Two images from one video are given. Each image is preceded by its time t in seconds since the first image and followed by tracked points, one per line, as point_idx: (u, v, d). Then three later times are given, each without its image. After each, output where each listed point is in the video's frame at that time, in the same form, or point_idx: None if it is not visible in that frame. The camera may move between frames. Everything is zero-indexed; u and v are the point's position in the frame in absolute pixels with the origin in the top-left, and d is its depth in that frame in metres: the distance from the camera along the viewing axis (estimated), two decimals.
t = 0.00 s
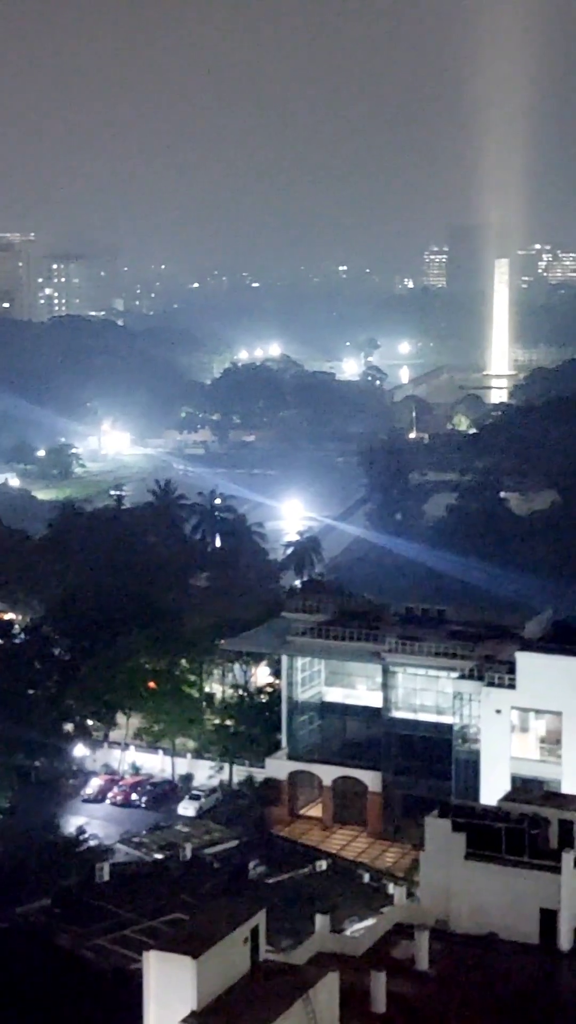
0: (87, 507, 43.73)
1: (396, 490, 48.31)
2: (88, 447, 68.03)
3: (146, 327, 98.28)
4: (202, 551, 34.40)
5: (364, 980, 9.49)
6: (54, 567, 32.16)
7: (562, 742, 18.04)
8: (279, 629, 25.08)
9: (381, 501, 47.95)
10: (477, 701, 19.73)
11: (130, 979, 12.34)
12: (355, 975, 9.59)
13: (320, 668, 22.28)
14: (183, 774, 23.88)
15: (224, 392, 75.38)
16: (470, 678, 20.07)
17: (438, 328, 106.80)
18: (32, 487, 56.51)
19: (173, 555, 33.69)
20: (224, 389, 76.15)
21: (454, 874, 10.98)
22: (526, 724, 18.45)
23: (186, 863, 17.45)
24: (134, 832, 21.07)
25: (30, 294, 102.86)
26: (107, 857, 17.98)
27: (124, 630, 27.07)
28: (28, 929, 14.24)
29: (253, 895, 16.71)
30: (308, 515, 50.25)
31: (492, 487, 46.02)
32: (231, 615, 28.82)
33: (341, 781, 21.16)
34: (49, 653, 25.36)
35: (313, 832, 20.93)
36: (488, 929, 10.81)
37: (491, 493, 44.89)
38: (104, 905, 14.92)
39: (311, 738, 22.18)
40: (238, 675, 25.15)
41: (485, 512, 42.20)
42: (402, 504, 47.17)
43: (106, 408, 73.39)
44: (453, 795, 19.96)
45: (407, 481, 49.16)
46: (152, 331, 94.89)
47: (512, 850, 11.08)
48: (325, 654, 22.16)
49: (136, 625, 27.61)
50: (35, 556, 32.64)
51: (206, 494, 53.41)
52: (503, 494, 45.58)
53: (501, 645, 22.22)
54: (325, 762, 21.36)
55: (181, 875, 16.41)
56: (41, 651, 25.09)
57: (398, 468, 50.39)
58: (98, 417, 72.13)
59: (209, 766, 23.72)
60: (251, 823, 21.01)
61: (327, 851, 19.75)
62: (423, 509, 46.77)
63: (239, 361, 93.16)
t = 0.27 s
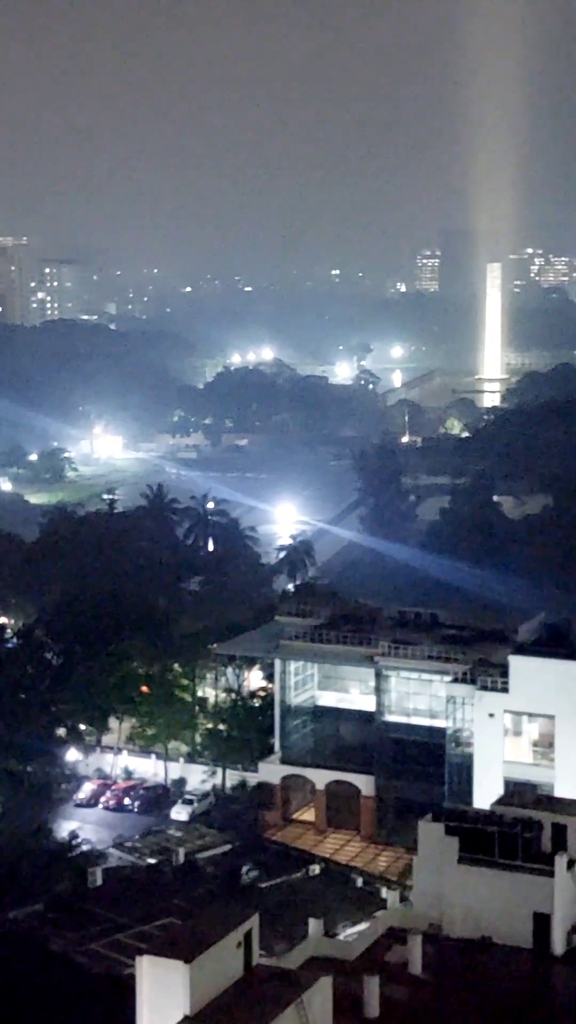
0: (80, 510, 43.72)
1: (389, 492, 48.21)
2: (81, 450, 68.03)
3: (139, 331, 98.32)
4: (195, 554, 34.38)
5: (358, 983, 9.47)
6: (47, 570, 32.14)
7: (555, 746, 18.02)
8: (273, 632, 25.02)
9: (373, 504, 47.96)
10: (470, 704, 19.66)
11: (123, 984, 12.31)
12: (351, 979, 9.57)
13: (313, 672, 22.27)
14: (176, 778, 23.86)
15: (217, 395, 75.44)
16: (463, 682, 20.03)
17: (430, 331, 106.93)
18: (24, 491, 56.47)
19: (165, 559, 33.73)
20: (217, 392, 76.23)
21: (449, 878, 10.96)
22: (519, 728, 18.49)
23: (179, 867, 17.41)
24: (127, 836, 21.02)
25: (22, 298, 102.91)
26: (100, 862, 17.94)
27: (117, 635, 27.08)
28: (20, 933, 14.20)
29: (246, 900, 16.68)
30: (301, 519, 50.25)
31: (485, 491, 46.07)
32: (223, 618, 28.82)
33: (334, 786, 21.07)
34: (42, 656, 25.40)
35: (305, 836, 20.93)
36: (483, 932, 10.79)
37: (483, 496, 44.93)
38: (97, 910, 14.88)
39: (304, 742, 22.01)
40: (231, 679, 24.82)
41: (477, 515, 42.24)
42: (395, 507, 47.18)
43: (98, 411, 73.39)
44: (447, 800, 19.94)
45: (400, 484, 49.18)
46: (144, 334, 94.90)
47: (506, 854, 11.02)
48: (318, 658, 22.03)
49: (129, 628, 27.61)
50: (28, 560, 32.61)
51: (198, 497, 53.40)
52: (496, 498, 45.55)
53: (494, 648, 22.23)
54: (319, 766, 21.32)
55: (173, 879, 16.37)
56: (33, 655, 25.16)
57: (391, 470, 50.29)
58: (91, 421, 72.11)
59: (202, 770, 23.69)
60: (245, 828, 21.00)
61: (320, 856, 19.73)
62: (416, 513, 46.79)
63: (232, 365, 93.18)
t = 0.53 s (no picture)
0: (72, 515, 43.68)
1: (382, 497, 48.19)
2: (74, 455, 67.95)
3: (132, 335, 98.28)
4: (188, 558, 34.30)
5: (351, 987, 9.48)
6: (40, 576, 32.12)
7: (547, 750, 18.04)
8: (266, 636, 24.96)
9: (366, 509, 47.94)
10: (462, 708, 19.75)
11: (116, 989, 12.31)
12: (343, 983, 9.58)
13: (305, 676, 22.30)
14: (168, 783, 23.73)
15: (210, 400, 75.41)
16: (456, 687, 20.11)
17: (423, 336, 106.92)
18: (17, 496, 56.40)
19: (159, 561, 33.63)
20: (210, 396, 76.21)
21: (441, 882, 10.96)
22: (512, 732, 18.52)
23: (172, 872, 17.40)
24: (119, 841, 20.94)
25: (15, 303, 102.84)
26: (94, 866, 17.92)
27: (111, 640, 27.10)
28: (13, 939, 14.19)
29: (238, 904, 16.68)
30: (294, 523, 50.21)
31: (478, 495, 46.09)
32: (216, 622, 28.73)
33: (326, 789, 21.07)
34: (34, 661, 25.54)
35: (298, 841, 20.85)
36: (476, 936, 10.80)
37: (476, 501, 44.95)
38: (89, 914, 14.87)
39: (296, 746, 22.04)
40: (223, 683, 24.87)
41: (470, 520, 42.26)
42: (389, 511, 47.15)
43: (91, 415, 73.30)
44: (440, 803, 19.96)
45: (393, 489, 49.16)
46: (137, 339, 94.84)
47: (498, 858, 11.08)
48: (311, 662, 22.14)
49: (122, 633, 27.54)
50: (21, 565, 32.58)
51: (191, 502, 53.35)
52: (488, 503, 45.58)
53: (486, 651, 22.25)
54: (312, 770, 21.30)
55: (165, 883, 16.37)
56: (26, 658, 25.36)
57: (384, 474, 50.28)
58: (84, 425, 72.02)
59: (195, 775, 23.54)
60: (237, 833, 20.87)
61: (313, 861, 19.69)
62: (409, 516, 46.77)
63: (225, 369, 93.13)
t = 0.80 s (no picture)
0: (64, 519, 43.53)
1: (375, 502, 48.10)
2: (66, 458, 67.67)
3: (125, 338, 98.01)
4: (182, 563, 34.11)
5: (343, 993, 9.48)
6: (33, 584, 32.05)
7: (541, 753, 17.45)
8: (261, 644, 24.92)
9: (360, 513, 47.85)
10: (456, 712, 19.73)
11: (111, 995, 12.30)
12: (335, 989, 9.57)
13: (299, 683, 22.30)
14: (162, 788, 22.79)
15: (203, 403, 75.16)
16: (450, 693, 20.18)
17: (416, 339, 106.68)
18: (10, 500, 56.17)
19: (153, 566, 33.42)
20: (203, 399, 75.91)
21: (434, 888, 10.93)
22: (506, 735, 18.19)
23: (165, 878, 17.38)
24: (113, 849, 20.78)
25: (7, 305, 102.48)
26: (87, 872, 17.90)
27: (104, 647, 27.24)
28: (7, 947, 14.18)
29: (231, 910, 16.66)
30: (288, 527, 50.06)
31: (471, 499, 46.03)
32: (209, 627, 28.60)
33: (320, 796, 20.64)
34: (27, 672, 25.98)
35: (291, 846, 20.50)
36: (469, 941, 10.78)
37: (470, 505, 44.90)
38: (83, 921, 14.85)
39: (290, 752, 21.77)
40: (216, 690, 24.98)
41: (463, 525, 42.21)
42: (383, 517, 47.02)
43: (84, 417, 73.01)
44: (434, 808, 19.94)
45: (387, 492, 49.05)
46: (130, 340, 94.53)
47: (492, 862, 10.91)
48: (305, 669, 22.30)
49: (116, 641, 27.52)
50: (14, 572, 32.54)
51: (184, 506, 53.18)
52: (481, 506, 45.51)
53: (480, 657, 22.28)
54: (305, 775, 21.22)
55: (159, 888, 16.36)
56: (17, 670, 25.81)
57: (378, 478, 50.18)
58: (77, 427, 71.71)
59: (188, 779, 22.75)
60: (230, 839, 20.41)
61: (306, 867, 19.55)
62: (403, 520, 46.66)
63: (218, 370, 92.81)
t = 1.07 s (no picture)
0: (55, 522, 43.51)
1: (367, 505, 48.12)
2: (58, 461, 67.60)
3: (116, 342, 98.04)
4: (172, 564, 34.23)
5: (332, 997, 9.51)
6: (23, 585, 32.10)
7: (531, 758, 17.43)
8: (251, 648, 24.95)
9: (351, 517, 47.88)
10: (446, 717, 19.66)
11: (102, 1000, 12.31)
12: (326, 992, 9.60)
13: (290, 687, 22.39)
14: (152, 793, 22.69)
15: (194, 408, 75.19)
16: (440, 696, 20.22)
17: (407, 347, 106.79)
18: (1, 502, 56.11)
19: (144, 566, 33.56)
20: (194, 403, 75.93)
21: (424, 892, 10.94)
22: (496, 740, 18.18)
23: (156, 882, 17.37)
24: (103, 853, 20.79)
25: None
26: (77, 877, 17.88)
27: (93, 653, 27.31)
28: None
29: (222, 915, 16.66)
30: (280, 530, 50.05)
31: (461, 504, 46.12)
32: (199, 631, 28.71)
33: (311, 799, 20.74)
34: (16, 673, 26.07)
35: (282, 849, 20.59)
36: (459, 944, 10.82)
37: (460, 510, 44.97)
38: (73, 925, 14.85)
39: (280, 755, 21.91)
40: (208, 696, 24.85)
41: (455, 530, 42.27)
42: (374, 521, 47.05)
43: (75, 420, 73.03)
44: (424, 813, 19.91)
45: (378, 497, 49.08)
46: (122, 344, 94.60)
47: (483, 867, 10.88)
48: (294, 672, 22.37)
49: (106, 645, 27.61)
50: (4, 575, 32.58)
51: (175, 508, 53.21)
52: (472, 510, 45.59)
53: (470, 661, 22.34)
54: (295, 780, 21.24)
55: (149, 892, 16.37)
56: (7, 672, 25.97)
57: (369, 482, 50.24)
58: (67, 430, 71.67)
59: (178, 787, 22.96)
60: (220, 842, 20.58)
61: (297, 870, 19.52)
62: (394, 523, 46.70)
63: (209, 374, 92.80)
